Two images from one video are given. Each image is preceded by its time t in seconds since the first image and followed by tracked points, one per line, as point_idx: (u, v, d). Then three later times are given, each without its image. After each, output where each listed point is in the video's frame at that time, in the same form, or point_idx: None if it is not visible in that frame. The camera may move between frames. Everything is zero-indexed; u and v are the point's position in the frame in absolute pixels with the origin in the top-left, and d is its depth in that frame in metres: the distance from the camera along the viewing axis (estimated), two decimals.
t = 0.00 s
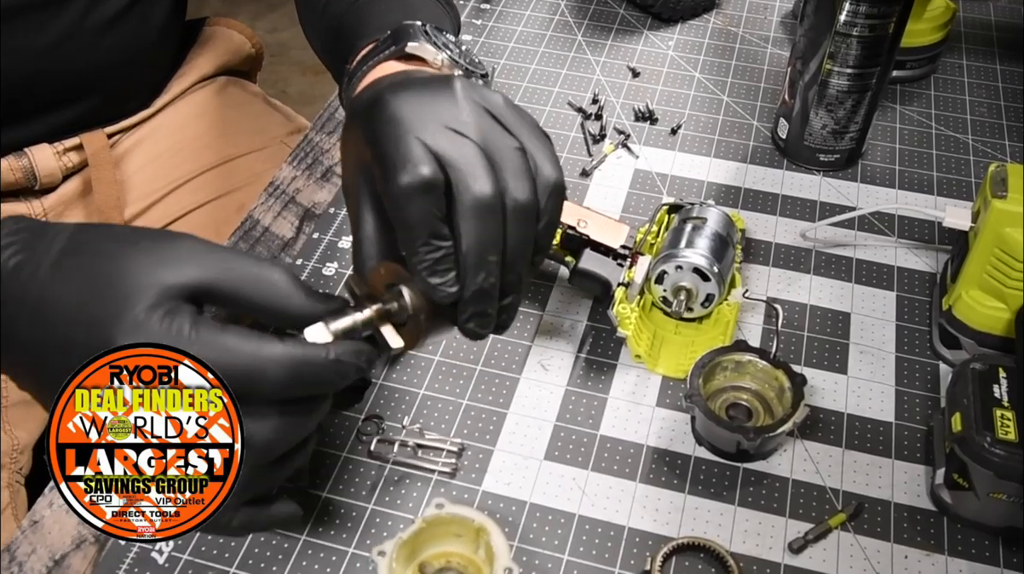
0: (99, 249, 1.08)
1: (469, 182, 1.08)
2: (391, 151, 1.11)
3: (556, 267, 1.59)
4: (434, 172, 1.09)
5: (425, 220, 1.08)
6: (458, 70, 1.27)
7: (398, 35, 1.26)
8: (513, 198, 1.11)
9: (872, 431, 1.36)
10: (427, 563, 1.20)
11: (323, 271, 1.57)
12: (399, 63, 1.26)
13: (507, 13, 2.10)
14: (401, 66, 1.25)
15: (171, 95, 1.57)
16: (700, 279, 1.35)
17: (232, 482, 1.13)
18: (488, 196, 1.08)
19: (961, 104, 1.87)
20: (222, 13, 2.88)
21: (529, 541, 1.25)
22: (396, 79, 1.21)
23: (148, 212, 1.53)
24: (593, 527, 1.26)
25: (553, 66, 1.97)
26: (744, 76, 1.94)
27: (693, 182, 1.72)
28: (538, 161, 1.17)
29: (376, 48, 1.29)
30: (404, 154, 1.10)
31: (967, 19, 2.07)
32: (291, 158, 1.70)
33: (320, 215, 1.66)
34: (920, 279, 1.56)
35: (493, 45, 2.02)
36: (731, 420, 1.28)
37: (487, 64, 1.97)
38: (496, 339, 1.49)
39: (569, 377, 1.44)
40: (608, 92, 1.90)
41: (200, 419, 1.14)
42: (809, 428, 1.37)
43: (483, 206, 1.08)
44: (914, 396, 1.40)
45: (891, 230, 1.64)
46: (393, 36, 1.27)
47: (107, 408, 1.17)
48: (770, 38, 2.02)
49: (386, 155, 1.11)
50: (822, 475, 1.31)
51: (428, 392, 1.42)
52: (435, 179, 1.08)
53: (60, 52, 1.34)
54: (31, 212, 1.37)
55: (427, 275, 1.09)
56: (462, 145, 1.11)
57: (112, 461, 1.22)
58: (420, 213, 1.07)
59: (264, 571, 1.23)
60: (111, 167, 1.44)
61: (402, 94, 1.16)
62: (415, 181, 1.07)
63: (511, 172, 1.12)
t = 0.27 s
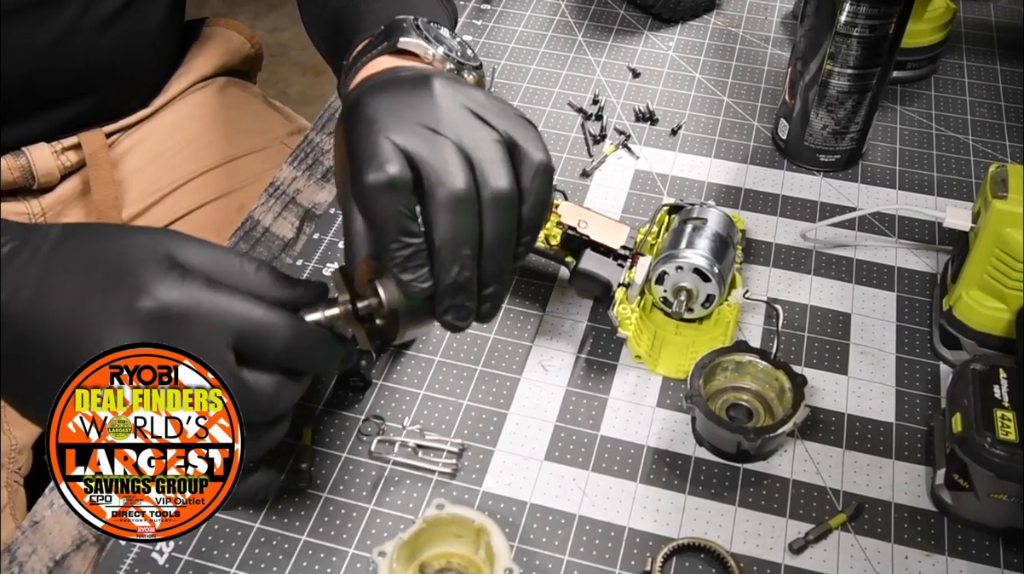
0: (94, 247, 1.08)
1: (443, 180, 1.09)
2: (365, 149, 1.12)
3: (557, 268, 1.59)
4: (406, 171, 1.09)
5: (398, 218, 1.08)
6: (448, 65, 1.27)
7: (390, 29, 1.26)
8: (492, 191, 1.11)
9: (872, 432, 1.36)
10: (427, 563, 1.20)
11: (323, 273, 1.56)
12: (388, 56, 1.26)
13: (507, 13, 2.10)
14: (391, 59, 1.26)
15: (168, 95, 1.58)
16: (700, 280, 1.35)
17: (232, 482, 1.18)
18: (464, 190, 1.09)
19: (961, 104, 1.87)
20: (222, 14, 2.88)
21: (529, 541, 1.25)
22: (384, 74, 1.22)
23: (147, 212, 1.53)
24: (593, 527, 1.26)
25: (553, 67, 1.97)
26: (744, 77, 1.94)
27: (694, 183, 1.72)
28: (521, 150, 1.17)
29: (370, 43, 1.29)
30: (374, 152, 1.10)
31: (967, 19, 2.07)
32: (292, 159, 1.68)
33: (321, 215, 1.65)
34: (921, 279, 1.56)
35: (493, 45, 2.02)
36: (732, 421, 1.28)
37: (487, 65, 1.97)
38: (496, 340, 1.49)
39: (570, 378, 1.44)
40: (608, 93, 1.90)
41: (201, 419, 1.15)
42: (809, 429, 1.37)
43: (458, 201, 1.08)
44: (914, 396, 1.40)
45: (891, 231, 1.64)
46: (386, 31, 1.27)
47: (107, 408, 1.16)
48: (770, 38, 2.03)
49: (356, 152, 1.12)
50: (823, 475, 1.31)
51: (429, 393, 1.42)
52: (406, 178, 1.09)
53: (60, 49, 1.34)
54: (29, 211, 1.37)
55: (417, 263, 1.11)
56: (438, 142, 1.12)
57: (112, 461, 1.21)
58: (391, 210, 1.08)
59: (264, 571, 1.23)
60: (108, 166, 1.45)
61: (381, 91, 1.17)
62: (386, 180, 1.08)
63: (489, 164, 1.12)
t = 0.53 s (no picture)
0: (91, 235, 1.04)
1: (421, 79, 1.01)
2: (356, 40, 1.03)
3: (557, 268, 1.59)
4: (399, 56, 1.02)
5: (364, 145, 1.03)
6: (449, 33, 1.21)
7: None
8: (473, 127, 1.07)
9: (872, 431, 1.36)
10: (427, 563, 1.20)
11: (323, 271, 1.58)
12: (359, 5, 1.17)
13: (507, 13, 2.10)
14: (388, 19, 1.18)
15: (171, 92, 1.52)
16: (700, 279, 1.35)
17: (232, 482, 1.22)
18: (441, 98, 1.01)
19: (961, 104, 1.87)
20: (222, 13, 2.88)
21: (529, 541, 1.25)
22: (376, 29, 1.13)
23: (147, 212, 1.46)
24: (594, 527, 1.26)
25: (554, 66, 1.97)
26: (744, 76, 1.94)
27: (694, 183, 1.72)
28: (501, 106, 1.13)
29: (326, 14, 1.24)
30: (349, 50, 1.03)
31: (967, 18, 2.07)
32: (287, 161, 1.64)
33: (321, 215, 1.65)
34: (921, 279, 1.56)
35: (493, 45, 2.02)
36: (732, 420, 1.28)
37: (487, 64, 1.97)
38: (496, 339, 1.49)
39: (570, 377, 1.44)
40: (609, 92, 1.90)
41: (201, 419, 1.17)
42: (810, 428, 1.36)
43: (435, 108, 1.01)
44: (914, 396, 1.40)
45: (892, 230, 1.64)
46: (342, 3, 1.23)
47: (107, 408, 1.13)
48: (770, 38, 2.03)
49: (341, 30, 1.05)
50: (823, 475, 1.31)
51: (429, 392, 1.42)
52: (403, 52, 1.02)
53: (61, 48, 1.35)
54: (28, 210, 1.34)
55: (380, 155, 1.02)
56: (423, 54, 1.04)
57: (112, 461, 1.16)
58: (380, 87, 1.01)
59: (264, 571, 1.23)
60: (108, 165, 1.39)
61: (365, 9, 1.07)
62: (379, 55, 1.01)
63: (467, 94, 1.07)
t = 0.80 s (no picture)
0: (115, 279, 0.91)
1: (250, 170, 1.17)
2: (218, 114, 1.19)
3: (557, 268, 1.59)
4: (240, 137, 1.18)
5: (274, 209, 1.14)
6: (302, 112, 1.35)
7: (276, 50, 1.30)
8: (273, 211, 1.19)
9: (872, 431, 1.36)
10: (427, 563, 1.20)
11: (323, 271, 1.56)
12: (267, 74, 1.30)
13: (507, 13, 2.10)
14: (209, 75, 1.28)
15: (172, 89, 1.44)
16: (700, 279, 1.35)
17: (232, 482, 1.18)
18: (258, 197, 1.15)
19: (961, 104, 1.87)
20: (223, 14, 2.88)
21: (529, 541, 1.25)
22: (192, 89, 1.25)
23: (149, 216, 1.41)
24: (594, 526, 1.26)
25: (553, 66, 1.96)
26: (744, 76, 1.94)
27: (694, 182, 1.72)
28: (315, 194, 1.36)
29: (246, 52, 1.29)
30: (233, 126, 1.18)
31: (967, 18, 2.07)
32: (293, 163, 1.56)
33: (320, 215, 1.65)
34: (921, 279, 1.56)
35: (493, 44, 2.02)
36: (733, 420, 1.28)
37: (487, 64, 1.97)
38: (496, 339, 1.49)
39: (570, 377, 1.44)
40: (609, 92, 1.90)
41: (201, 420, 1.09)
42: (809, 428, 1.36)
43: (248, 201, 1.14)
44: (914, 396, 1.40)
45: (892, 230, 1.64)
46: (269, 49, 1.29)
47: (107, 408, 1.08)
48: (770, 37, 2.03)
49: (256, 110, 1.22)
50: (823, 475, 1.31)
51: (428, 392, 1.42)
52: (239, 156, 1.15)
53: (63, 44, 1.25)
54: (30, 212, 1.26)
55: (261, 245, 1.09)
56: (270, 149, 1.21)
57: (112, 461, 1.15)
58: (221, 155, 1.13)
59: (264, 570, 1.23)
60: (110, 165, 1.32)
61: (274, 101, 1.24)
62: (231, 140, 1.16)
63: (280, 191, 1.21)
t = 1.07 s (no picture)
0: (227, 325, 0.89)
1: (264, 226, 1.13)
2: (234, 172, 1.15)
3: (557, 268, 1.59)
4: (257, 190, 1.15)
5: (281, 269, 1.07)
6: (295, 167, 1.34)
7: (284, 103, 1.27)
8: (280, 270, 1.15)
9: (872, 431, 1.36)
10: (427, 562, 1.20)
11: (323, 271, 1.56)
12: (270, 130, 1.27)
13: (507, 12, 2.10)
14: (213, 128, 1.22)
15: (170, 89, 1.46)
16: (700, 279, 1.35)
17: (233, 483, 1.02)
18: (274, 254, 1.12)
19: (961, 104, 1.87)
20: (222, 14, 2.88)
21: (529, 540, 1.25)
22: (197, 144, 1.20)
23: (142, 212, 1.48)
24: (594, 526, 1.26)
25: (553, 66, 1.96)
26: (744, 76, 1.94)
27: (693, 182, 1.72)
28: (313, 255, 1.32)
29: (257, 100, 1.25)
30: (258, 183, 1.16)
31: (967, 18, 2.07)
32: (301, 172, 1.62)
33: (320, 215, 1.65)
34: (921, 279, 1.56)
35: (493, 44, 2.02)
36: (733, 420, 1.28)
37: (487, 64, 1.97)
38: (496, 339, 1.49)
39: (570, 377, 1.44)
40: (608, 92, 1.90)
41: (201, 419, 0.97)
42: (809, 428, 1.36)
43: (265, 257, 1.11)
44: (914, 395, 1.40)
45: (892, 230, 1.64)
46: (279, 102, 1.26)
47: (107, 408, 1.00)
48: (770, 37, 2.03)
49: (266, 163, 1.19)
50: (823, 474, 1.31)
51: (428, 392, 1.42)
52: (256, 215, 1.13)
53: (54, 40, 1.20)
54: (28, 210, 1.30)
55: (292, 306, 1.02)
56: (283, 209, 1.18)
57: (112, 461, 1.08)
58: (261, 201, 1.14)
59: (264, 570, 1.23)
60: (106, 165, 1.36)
61: (289, 172, 1.23)
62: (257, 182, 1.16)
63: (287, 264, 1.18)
